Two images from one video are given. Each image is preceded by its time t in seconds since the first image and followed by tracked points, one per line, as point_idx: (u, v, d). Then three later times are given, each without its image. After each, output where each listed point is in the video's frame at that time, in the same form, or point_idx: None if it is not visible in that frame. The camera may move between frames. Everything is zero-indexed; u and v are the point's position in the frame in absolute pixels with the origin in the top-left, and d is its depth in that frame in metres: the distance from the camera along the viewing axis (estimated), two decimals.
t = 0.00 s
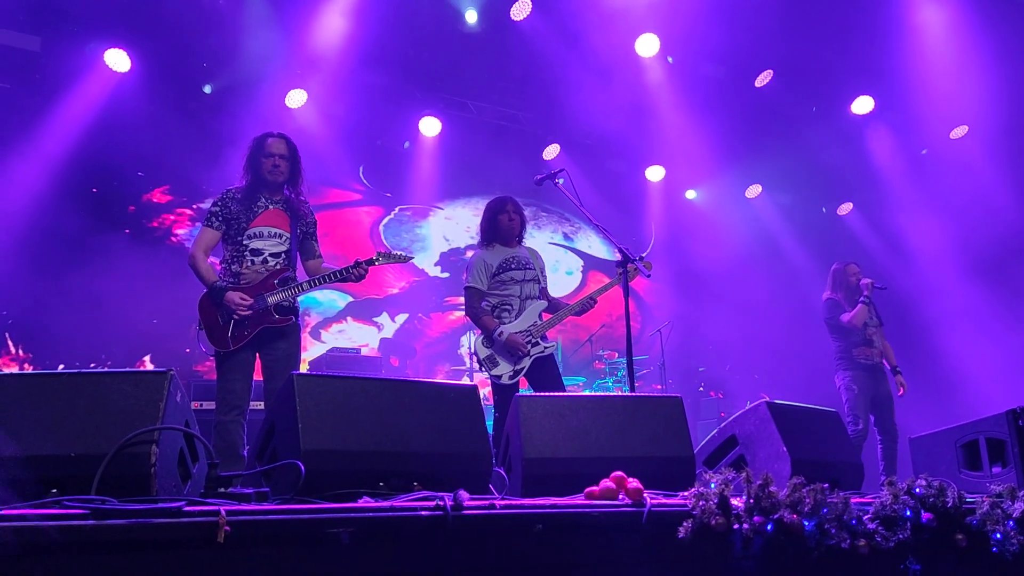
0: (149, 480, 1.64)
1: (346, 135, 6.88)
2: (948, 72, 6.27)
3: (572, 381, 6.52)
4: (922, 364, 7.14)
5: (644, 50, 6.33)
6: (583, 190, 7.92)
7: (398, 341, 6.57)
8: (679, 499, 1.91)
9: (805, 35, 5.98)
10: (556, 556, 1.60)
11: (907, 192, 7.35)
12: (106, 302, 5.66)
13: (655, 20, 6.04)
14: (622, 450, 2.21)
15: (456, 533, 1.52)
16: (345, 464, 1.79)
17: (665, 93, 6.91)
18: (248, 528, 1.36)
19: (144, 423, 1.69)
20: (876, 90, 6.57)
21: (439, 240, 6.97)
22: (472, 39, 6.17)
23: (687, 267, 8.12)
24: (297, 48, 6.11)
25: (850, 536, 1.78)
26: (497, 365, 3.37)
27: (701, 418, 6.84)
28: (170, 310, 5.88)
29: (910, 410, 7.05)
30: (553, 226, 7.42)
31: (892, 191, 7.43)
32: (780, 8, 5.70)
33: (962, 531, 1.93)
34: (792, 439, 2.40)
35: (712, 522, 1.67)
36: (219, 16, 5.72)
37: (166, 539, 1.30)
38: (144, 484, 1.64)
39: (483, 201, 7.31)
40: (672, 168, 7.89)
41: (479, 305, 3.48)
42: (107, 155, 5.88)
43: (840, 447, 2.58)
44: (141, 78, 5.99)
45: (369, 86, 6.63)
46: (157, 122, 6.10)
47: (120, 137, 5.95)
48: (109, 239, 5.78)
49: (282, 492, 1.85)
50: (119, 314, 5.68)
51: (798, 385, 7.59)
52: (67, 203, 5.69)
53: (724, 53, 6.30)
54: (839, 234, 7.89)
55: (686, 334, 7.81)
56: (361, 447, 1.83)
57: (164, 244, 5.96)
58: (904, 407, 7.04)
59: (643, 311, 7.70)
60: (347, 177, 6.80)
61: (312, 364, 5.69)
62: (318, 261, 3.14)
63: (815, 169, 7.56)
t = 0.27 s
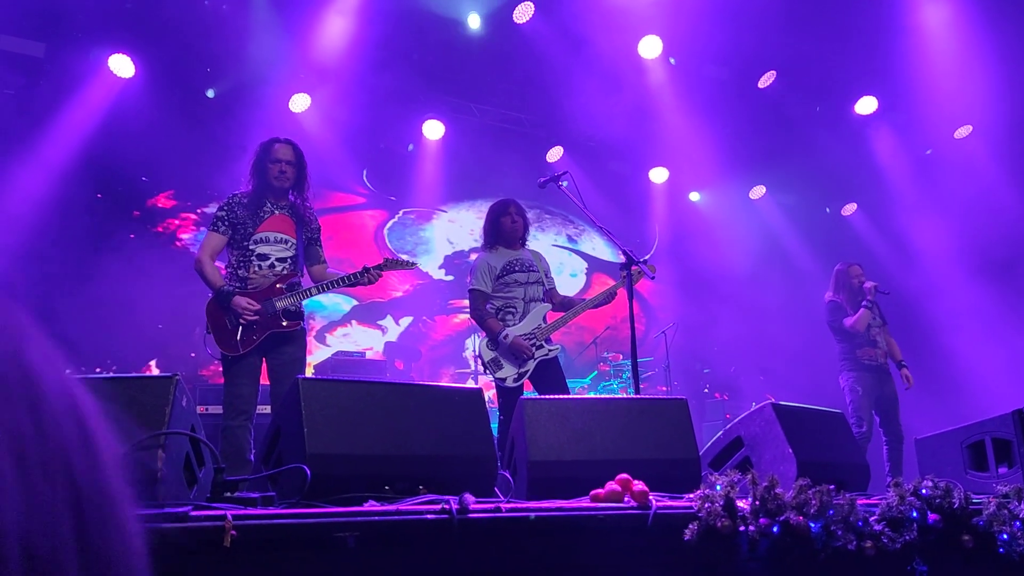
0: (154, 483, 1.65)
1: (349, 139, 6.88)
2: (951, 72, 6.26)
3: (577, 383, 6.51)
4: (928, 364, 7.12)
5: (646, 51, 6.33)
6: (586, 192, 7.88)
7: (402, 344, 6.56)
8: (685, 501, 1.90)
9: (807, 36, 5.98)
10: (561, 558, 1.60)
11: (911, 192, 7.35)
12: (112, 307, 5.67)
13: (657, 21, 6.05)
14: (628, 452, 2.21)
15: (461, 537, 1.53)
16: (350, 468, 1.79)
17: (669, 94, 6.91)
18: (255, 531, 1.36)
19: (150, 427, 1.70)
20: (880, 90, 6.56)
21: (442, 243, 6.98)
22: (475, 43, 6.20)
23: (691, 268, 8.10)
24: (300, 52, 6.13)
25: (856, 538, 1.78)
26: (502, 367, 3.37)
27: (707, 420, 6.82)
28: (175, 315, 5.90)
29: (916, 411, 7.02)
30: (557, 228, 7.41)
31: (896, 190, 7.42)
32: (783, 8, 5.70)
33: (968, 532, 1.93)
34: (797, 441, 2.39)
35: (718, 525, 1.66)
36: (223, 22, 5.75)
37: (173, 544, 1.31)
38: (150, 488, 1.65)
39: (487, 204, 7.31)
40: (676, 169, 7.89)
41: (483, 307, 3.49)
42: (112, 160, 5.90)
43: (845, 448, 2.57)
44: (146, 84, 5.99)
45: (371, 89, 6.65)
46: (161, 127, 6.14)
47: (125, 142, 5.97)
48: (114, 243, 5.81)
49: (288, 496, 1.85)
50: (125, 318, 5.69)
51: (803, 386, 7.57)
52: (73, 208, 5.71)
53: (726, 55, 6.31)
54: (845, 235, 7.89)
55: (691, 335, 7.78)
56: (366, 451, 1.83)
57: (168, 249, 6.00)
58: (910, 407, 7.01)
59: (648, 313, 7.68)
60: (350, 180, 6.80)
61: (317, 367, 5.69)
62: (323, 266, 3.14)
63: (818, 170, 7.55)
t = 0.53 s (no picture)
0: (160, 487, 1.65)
1: (352, 142, 6.91)
2: (956, 71, 6.23)
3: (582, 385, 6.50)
4: (933, 363, 7.09)
5: (649, 53, 6.33)
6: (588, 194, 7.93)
7: (406, 346, 6.57)
8: (691, 503, 1.90)
9: (811, 36, 5.96)
10: (567, 562, 1.60)
11: (914, 191, 7.33)
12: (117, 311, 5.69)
13: (659, 23, 6.05)
14: (633, 454, 2.21)
15: (466, 541, 1.53)
16: (356, 473, 1.79)
17: (671, 95, 6.91)
18: (262, 536, 1.36)
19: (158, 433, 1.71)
20: (883, 89, 6.54)
21: (446, 245, 6.99)
22: (476, 45, 6.20)
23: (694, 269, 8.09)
24: (303, 56, 6.13)
25: (863, 539, 1.77)
26: (506, 370, 3.38)
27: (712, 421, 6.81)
28: (180, 319, 5.91)
29: (922, 410, 7.00)
30: (560, 229, 7.41)
31: (900, 190, 7.40)
32: (786, 8, 5.69)
33: (975, 533, 1.92)
34: (803, 442, 2.38)
35: (725, 527, 1.66)
36: (226, 27, 5.75)
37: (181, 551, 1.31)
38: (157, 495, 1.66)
39: (489, 206, 7.35)
40: (680, 170, 7.85)
41: (487, 310, 3.49)
42: (115, 165, 5.95)
43: (851, 449, 2.57)
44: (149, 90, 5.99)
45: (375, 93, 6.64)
46: (165, 133, 6.20)
47: (129, 149, 6.03)
48: (119, 247, 5.89)
49: (294, 500, 1.85)
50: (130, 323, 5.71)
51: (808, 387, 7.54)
52: (78, 214, 5.74)
53: (729, 56, 6.30)
54: (850, 234, 7.88)
55: (696, 335, 7.77)
56: (372, 455, 1.84)
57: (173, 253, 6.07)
58: (915, 407, 6.99)
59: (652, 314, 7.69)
60: (354, 183, 6.85)
61: (321, 371, 5.70)
62: (326, 269, 3.15)
63: (822, 169, 7.52)
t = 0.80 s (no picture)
0: (163, 492, 1.65)
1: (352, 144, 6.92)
2: (960, 68, 6.20)
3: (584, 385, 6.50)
4: (936, 361, 7.10)
5: (649, 52, 6.32)
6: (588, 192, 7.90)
7: (408, 347, 6.56)
8: (694, 504, 1.90)
9: (813, 34, 5.93)
10: (569, 564, 1.59)
11: (917, 189, 7.32)
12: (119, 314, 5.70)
13: (660, 22, 6.04)
14: (635, 455, 2.20)
15: (469, 544, 1.52)
16: (358, 476, 1.79)
17: (673, 95, 6.89)
18: (264, 540, 1.37)
19: (159, 437, 1.70)
20: (885, 88, 6.52)
21: (447, 245, 7.00)
22: (477, 45, 6.19)
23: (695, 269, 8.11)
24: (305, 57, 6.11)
25: (867, 540, 1.77)
26: (509, 371, 3.38)
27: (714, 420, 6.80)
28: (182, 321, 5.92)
29: (926, 409, 6.99)
30: (561, 230, 7.42)
31: (903, 188, 7.38)
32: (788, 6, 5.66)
33: (979, 533, 1.91)
34: (807, 443, 2.38)
35: (728, 528, 1.66)
36: (226, 28, 5.73)
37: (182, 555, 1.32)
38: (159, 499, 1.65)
39: (491, 206, 7.36)
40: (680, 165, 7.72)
41: (490, 311, 3.48)
42: (117, 168, 5.97)
43: (855, 449, 2.56)
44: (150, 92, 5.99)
45: (376, 94, 6.63)
46: (165, 135, 6.21)
47: (130, 151, 6.04)
48: (121, 250, 5.91)
49: (295, 503, 1.85)
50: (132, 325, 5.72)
51: (810, 387, 7.54)
52: (79, 217, 5.74)
53: (730, 55, 6.29)
54: (853, 232, 7.85)
55: (697, 334, 7.77)
56: (373, 457, 1.83)
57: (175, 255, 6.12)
58: (918, 407, 6.98)
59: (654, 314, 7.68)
60: (355, 185, 6.90)
61: (323, 372, 5.70)
62: (327, 270, 3.16)
63: (824, 168, 7.50)
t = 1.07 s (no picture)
0: (161, 491, 1.64)
1: (345, 138, 6.82)
2: (958, 65, 6.21)
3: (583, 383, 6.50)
4: (934, 357, 7.12)
5: (648, 49, 6.32)
6: (591, 193, 7.82)
7: (407, 346, 6.55)
8: (695, 501, 1.89)
9: (811, 31, 5.95)
10: (570, 561, 1.58)
11: (915, 186, 7.32)
12: (116, 312, 5.68)
13: (658, 20, 6.05)
14: (635, 452, 2.20)
15: (470, 541, 1.51)
16: (356, 473, 1.78)
17: (671, 92, 6.90)
18: (262, 538, 1.35)
19: (156, 435, 1.68)
20: (883, 85, 6.54)
21: (446, 243, 6.95)
22: (476, 43, 6.20)
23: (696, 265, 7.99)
24: (303, 55, 6.11)
25: (868, 537, 1.76)
26: (509, 368, 3.36)
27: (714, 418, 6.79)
28: (180, 318, 5.90)
29: (925, 405, 6.99)
30: (560, 227, 7.40)
31: (902, 186, 7.38)
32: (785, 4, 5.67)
33: (980, 529, 1.90)
34: (808, 439, 2.37)
35: (729, 525, 1.65)
36: (224, 26, 5.71)
37: (182, 553, 1.30)
38: (156, 496, 1.64)
39: (490, 203, 7.28)
40: (681, 168, 7.82)
41: (489, 308, 3.46)
42: (114, 166, 5.93)
43: (855, 446, 2.55)
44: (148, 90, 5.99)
45: (374, 91, 6.61)
46: (163, 133, 6.16)
47: (128, 149, 5.99)
48: (118, 249, 5.82)
49: (294, 501, 1.84)
50: (130, 324, 5.70)
51: (809, 384, 7.55)
52: (76, 215, 5.71)
53: (728, 52, 6.30)
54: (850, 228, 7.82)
55: (698, 332, 7.73)
56: (372, 455, 1.82)
57: (173, 253, 6.00)
58: (917, 404, 6.99)
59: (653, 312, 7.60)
60: (353, 182, 6.81)
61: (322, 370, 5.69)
62: (325, 266, 3.10)
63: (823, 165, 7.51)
